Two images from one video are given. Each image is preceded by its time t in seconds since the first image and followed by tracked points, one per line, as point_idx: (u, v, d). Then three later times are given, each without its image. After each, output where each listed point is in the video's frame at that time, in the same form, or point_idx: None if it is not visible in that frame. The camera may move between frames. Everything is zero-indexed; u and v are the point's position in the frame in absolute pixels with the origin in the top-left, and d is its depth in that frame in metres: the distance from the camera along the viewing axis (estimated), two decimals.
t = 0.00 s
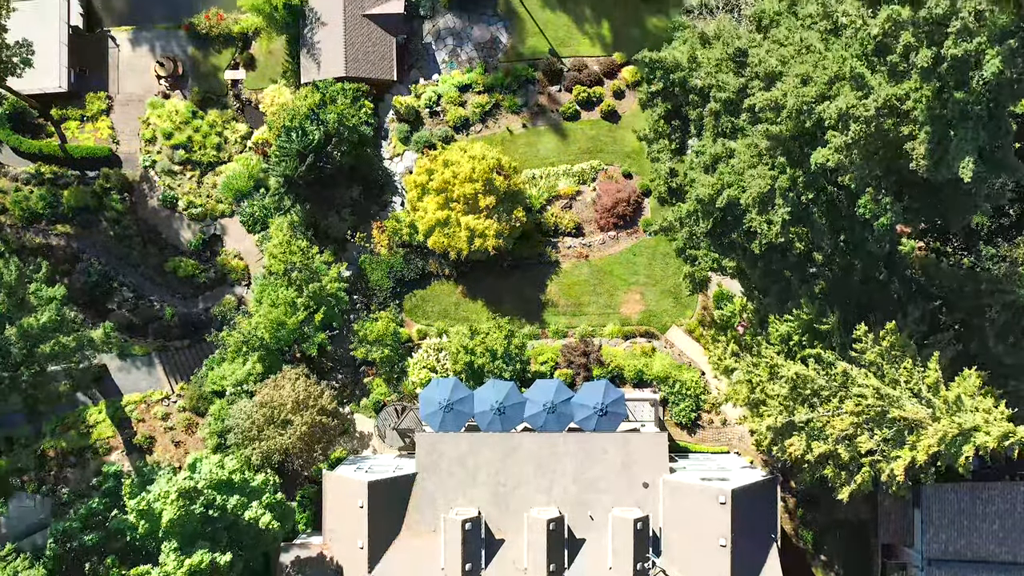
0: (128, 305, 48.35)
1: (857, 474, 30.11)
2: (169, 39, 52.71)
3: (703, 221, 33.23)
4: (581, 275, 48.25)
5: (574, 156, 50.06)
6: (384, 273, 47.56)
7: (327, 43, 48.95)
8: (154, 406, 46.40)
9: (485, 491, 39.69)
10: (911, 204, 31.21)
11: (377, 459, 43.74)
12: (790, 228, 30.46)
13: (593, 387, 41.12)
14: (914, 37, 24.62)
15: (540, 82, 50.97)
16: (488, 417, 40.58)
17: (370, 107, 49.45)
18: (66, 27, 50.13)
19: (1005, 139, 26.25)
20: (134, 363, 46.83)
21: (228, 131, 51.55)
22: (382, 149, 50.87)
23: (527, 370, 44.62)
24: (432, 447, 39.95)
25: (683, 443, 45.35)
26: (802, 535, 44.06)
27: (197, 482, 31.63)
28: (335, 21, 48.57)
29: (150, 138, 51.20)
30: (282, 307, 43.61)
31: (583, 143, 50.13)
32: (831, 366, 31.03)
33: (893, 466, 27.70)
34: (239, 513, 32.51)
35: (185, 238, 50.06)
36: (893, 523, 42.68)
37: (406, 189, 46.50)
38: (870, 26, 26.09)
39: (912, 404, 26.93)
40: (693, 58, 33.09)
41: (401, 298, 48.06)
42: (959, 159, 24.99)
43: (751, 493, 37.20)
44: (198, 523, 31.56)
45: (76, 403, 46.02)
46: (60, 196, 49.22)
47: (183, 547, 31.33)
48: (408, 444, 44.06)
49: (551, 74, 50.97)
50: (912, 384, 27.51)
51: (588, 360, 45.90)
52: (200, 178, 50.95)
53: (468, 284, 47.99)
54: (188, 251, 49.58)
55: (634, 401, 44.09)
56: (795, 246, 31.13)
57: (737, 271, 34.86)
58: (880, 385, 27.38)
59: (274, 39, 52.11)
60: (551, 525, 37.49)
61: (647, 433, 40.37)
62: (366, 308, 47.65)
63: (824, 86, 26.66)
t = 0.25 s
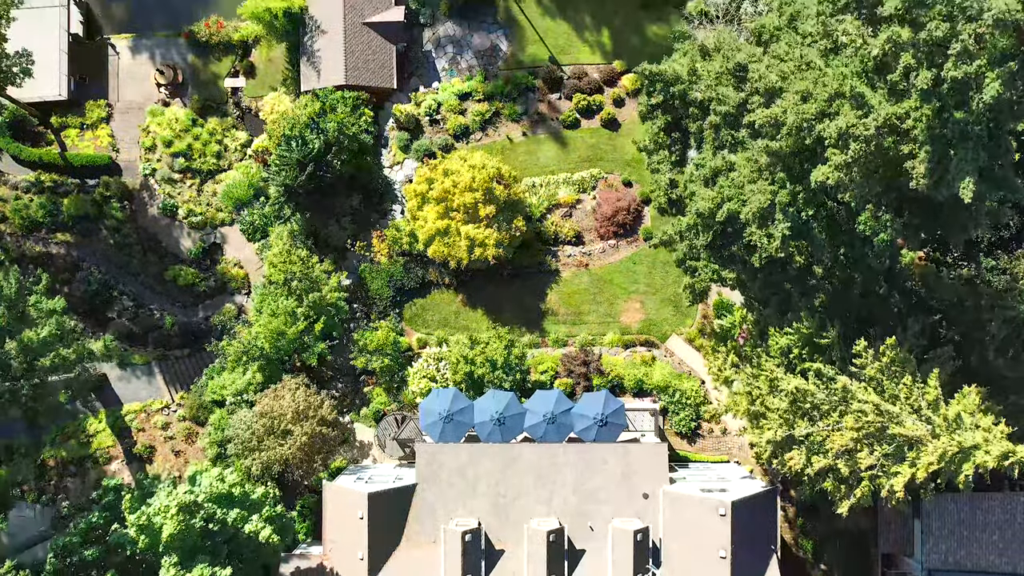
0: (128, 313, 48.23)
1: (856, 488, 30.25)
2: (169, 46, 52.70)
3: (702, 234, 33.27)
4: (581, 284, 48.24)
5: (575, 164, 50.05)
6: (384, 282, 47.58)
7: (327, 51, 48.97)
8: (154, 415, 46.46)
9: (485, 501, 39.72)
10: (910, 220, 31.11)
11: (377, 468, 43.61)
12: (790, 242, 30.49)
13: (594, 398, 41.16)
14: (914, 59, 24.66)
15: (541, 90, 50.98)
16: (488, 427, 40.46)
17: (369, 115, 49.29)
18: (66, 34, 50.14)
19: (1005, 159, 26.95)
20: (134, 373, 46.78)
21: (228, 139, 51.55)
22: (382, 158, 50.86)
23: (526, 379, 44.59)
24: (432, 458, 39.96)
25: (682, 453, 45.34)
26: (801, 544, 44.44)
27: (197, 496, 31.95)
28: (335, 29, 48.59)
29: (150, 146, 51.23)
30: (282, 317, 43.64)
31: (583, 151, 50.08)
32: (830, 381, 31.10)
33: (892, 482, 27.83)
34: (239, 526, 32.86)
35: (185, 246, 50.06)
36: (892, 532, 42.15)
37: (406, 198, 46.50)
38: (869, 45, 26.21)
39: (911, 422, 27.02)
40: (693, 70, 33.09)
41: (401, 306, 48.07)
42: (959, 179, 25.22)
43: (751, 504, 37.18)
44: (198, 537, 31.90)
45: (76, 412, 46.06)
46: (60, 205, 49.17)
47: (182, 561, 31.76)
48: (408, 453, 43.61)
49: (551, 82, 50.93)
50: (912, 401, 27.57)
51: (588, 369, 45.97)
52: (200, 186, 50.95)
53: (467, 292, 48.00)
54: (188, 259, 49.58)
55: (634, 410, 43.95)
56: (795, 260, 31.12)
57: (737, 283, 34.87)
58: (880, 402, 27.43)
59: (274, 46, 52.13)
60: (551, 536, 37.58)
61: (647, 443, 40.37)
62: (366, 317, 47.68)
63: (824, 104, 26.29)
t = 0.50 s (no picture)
0: (128, 322, 48.11)
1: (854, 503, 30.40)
2: (169, 54, 52.69)
3: (702, 248, 33.31)
4: (581, 293, 48.20)
5: (575, 172, 50.07)
6: (384, 291, 47.55)
7: (327, 60, 49.00)
8: (155, 424, 46.52)
9: (485, 512, 39.73)
10: (911, 237, 31.40)
11: (377, 478, 43.77)
12: (790, 257, 30.51)
13: (594, 408, 41.17)
14: (914, 80, 24.61)
15: (541, 98, 51.04)
16: (488, 437, 40.24)
17: (369, 123, 49.38)
18: (65, 42, 50.01)
19: (1005, 177, 26.94)
20: (134, 382, 47.01)
21: (228, 147, 51.52)
22: (382, 166, 50.82)
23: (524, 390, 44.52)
24: (432, 468, 39.94)
25: (682, 462, 45.31)
26: (802, 555, 44.21)
27: (198, 509, 32.67)
28: (335, 38, 48.60)
29: (150, 154, 51.21)
30: (282, 326, 43.66)
31: (583, 159, 50.15)
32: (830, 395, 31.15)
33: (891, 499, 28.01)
34: (239, 540, 33.63)
35: (185, 255, 50.04)
36: (893, 543, 42.36)
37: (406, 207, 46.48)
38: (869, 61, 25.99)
39: (911, 440, 27.15)
40: (693, 83, 33.12)
41: (400, 315, 48.06)
42: (959, 200, 25.50)
43: (751, 516, 37.22)
44: (199, 550, 32.62)
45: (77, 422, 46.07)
46: (60, 213, 49.09)
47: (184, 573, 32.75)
48: (408, 463, 44.00)
49: (551, 90, 51.02)
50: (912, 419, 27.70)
51: (587, 379, 46.09)
52: (199, 195, 50.91)
53: (467, 301, 47.97)
54: (188, 268, 49.55)
55: (633, 420, 44.13)
56: (795, 273, 31.12)
57: (737, 296, 34.87)
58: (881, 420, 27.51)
59: (274, 54, 52.14)
60: (551, 548, 37.68)
61: (647, 454, 40.40)
62: (366, 326, 47.67)
63: (824, 120, 26.50)
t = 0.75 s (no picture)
0: (128, 330, 47.97)
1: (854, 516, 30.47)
2: (169, 62, 52.67)
3: (702, 261, 33.36)
4: (580, 302, 48.19)
5: (575, 181, 50.04)
6: (384, 300, 47.54)
7: (327, 68, 49.00)
8: (155, 434, 46.57)
9: (485, 523, 39.72)
10: (910, 253, 31.52)
11: (377, 488, 43.82)
12: (790, 272, 30.56)
13: (593, 418, 41.41)
14: (914, 102, 25.02)
15: (541, 106, 51.02)
16: (487, 448, 40.58)
17: (369, 131, 49.24)
18: (65, 49, 49.95)
19: (1005, 194, 26.99)
20: (134, 392, 47.20)
21: (227, 155, 51.49)
22: (382, 174, 50.81)
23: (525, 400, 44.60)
24: (431, 479, 39.95)
25: (682, 471, 45.33)
26: (802, 564, 44.10)
27: (198, 523, 33.47)
28: (335, 46, 48.60)
29: (150, 162, 51.19)
30: (282, 336, 43.67)
31: (583, 167, 50.13)
32: (829, 410, 31.21)
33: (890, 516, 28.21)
34: (239, 552, 34.41)
35: (185, 263, 50.06)
36: (893, 553, 42.44)
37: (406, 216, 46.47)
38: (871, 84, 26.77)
39: (909, 458, 27.40)
40: (693, 97, 33.15)
41: (400, 324, 48.08)
42: (959, 221, 25.66)
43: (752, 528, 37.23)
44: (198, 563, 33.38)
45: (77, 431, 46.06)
46: (60, 222, 49.12)
47: None
48: (408, 473, 44.12)
49: (551, 98, 51.02)
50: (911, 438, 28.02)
51: (587, 389, 46.15)
52: (199, 203, 50.92)
53: (467, 310, 47.97)
54: (188, 276, 49.56)
55: (632, 430, 44.19)
56: (795, 286, 31.13)
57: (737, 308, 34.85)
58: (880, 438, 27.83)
59: (274, 62, 52.11)
60: (551, 559, 37.69)
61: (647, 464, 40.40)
62: (366, 335, 47.67)
63: (823, 138, 26.64)
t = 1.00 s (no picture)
0: (128, 339, 48.22)
1: (853, 530, 30.56)
2: (168, 69, 52.64)
3: (702, 274, 33.36)
4: (580, 310, 48.17)
5: (575, 189, 50.05)
6: (384, 308, 47.52)
7: (327, 76, 48.95)
8: (155, 443, 46.55)
9: (485, 534, 39.74)
10: (911, 268, 31.99)
11: (377, 498, 43.87)
12: (790, 286, 30.57)
13: (593, 429, 41.36)
14: (914, 124, 25.16)
15: (540, 114, 51.00)
16: (488, 458, 40.56)
17: (369, 140, 49.22)
18: (65, 58, 50.02)
19: (1005, 210, 26.99)
20: (133, 402, 46.99)
21: (227, 163, 51.46)
22: (382, 182, 50.81)
23: (525, 410, 44.61)
24: (431, 490, 39.94)
25: (682, 481, 45.39)
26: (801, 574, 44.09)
27: (198, 538, 33.88)
28: (335, 55, 48.58)
29: (149, 171, 51.15)
30: (282, 346, 43.63)
31: (583, 176, 50.10)
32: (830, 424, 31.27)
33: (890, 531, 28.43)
34: (239, 565, 34.74)
35: (185, 271, 50.05)
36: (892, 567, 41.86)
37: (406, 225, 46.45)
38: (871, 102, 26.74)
39: (911, 474, 27.77)
40: (693, 109, 33.13)
41: (400, 333, 48.11)
42: (959, 240, 26.14)
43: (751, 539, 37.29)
44: None
45: (77, 440, 46.03)
46: (60, 230, 49.09)
47: None
48: (408, 482, 44.44)
49: (551, 106, 51.03)
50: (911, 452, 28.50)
51: (587, 398, 46.12)
52: (199, 211, 50.90)
53: (467, 319, 48.00)
54: (188, 285, 49.56)
55: (632, 439, 44.22)
56: (795, 299, 31.13)
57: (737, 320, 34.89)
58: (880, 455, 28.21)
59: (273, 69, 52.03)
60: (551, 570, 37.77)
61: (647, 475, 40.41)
62: (366, 344, 47.69)
63: (823, 154, 26.93)
